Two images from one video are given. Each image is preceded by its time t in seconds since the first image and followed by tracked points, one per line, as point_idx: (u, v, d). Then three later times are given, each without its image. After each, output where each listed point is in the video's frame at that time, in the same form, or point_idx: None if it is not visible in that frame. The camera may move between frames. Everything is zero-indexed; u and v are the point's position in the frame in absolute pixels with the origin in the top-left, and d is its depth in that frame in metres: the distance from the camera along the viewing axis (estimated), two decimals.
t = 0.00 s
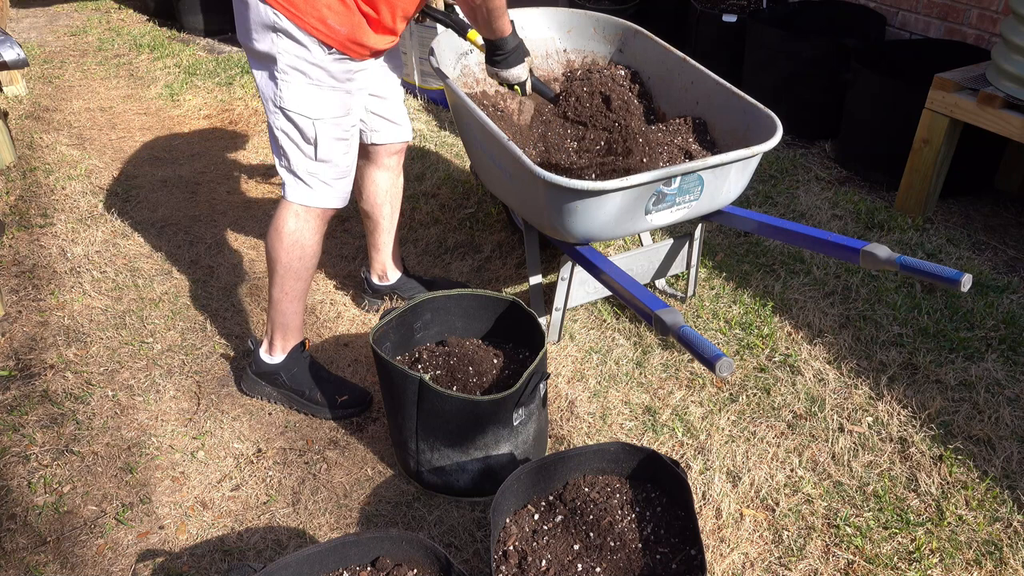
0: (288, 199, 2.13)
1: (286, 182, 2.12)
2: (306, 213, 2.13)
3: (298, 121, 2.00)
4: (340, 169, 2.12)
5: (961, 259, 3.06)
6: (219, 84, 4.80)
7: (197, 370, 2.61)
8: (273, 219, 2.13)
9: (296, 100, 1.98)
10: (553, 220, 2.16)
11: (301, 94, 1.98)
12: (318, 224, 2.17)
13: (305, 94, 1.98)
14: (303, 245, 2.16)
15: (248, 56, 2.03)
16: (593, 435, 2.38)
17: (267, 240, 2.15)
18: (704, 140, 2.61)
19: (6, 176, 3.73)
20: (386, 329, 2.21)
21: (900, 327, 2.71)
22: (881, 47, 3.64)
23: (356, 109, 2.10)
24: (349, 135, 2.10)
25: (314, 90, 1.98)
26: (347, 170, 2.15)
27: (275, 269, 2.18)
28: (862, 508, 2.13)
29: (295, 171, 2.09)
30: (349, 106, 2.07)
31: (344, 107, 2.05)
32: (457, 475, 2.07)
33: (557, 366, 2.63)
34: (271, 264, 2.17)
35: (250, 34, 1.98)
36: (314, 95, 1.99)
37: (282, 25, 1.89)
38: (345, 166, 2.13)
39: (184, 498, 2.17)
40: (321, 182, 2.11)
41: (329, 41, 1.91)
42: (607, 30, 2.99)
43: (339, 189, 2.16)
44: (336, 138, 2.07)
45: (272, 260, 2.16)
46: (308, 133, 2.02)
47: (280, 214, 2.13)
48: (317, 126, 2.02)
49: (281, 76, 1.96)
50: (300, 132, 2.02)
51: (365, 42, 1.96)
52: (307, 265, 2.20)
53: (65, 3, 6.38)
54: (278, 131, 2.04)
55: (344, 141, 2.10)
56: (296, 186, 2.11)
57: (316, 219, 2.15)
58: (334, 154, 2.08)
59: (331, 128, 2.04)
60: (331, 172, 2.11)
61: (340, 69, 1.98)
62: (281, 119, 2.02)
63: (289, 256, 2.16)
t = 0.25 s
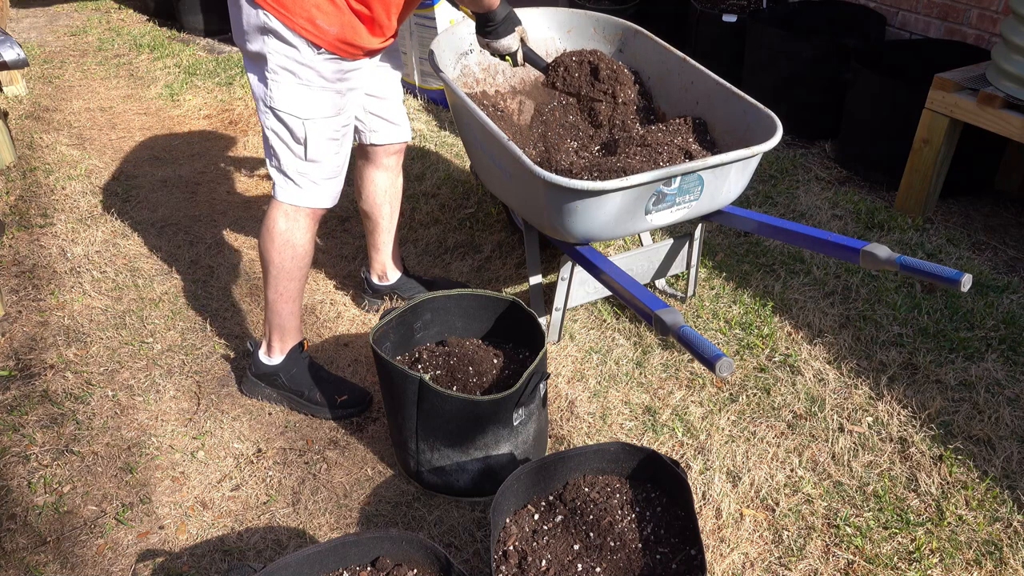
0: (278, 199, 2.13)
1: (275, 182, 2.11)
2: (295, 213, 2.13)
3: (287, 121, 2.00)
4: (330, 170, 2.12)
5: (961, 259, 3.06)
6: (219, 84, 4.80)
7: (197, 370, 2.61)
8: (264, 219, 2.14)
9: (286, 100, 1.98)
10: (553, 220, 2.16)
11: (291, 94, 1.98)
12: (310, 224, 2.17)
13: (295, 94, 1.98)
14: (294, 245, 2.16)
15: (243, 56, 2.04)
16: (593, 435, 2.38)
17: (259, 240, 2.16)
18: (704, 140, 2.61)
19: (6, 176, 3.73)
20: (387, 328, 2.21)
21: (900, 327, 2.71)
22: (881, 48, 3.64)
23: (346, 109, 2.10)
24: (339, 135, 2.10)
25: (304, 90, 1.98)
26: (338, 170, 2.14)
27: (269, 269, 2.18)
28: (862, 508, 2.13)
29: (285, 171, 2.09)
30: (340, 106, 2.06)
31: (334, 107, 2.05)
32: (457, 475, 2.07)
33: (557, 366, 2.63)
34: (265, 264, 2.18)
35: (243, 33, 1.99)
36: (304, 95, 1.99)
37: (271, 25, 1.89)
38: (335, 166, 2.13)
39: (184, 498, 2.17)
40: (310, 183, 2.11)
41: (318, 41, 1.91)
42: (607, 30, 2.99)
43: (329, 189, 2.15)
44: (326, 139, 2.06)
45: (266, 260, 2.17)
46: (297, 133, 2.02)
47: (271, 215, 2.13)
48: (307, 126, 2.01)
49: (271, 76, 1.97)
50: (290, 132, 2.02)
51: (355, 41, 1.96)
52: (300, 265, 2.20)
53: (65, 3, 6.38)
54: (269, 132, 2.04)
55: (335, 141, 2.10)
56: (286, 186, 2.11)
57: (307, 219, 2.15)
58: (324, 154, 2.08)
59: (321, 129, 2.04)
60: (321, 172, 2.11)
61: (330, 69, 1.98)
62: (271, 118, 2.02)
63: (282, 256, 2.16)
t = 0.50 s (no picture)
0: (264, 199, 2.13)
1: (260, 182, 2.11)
2: (283, 213, 2.12)
3: (269, 121, 2.00)
4: (315, 170, 2.11)
5: (961, 259, 3.06)
6: (219, 84, 4.80)
7: (197, 370, 2.61)
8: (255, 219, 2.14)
9: (267, 100, 1.98)
10: (553, 220, 2.16)
11: (272, 94, 1.97)
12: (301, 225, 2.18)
13: (276, 94, 1.97)
14: (285, 245, 2.16)
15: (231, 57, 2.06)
16: (593, 435, 2.38)
17: (250, 240, 2.16)
18: (704, 140, 2.60)
19: (6, 176, 3.73)
20: (387, 328, 2.21)
21: (900, 327, 2.71)
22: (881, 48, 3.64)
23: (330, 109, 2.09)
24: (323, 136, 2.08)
25: (284, 90, 1.97)
26: (323, 170, 2.13)
27: (262, 270, 2.18)
28: (862, 508, 2.13)
29: (269, 171, 2.08)
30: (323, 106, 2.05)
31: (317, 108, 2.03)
32: (457, 475, 2.07)
33: (557, 366, 2.63)
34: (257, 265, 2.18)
35: (228, 34, 2.01)
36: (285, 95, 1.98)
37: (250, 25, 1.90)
38: (320, 166, 2.11)
39: (184, 498, 2.17)
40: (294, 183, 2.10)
41: (295, 40, 1.91)
42: (607, 30, 2.99)
43: (315, 190, 2.14)
44: (309, 139, 2.05)
45: (258, 261, 2.17)
46: (279, 133, 2.01)
47: (261, 215, 2.13)
48: (288, 126, 2.01)
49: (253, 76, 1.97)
50: (273, 132, 2.02)
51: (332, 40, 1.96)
52: (291, 264, 2.20)
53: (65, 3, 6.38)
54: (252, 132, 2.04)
55: (319, 141, 2.08)
56: (271, 187, 2.10)
57: (297, 218, 2.15)
58: (306, 155, 2.06)
59: (303, 128, 2.03)
60: (306, 173, 2.09)
61: (310, 68, 1.97)
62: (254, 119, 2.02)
63: (273, 256, 2.16)
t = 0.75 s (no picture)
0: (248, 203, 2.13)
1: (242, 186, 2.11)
2: (275, 219, 2.12)
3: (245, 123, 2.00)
4: (293, 175, 2.08)
5: (961, 259, 3.06)
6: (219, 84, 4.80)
7: (197, 370, 2.61)
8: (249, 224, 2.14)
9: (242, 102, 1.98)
10: (553, 220, 2.16)
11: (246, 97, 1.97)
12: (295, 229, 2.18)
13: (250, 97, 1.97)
14: (280, 249, 2.16)
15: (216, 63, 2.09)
16: (593, 435, 2.38)
17: (245, 244, 2.16)
18: (704, 140, 2.60)
19: (6, 176, 3.73)
20: (387, 328, 2.21)
21: (900, 327, 2.71)
22: (881, 48, 3.64)
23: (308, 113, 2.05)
24: (301, 138, 2.06)
25: (257, 92, 1.96)
26: (303, 175, 2.10)
27: (257, 275, 2.18)
28: (862, 508, 2.13)
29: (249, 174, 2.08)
30: (298, 109, 2.02)
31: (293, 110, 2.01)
32: (457, 475, 2.07)
33: (557, 366, 2.63)
34: (253, 269, 2.18)
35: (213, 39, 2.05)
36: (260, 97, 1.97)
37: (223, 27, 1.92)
38: (299, 170, 2.08)
39: (184, 498, 2.17)
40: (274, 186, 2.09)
41: (264, 40, 1.89)
42: (607, 30, 2.99)
43: (295, 195, 2.11)
44: (286, 141, 2.03)
45: (253, 266, 2.17)
46: (255, 135, 2.00)
47: (254, 220, 2.13)
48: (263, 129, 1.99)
49: (230, 78, 1.98)
50: (249, 135, 2.02)
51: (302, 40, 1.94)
52: (287, 268, 2.20)
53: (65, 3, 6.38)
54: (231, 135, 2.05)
55: (296, 145, 2.05)
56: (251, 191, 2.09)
57: (291, 222, 2.16)
58: (282, 158, 2.04)
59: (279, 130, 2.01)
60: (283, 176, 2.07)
61: (283, 70, 1.95)
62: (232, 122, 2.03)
63: (268, 261, 2.16)
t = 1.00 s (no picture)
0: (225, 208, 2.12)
1: (218, 191, 2.09)
2: (267, 226, 2.13)
3: (219, 127, 1.99)
4: (269, 179, 2.05)
5: (961, 259, 3.06)
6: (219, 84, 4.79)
7: (197, 370, 2.61)
8: (241, 232, 2.14)
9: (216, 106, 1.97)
10: (553, 220, 2.16)
11: (219, 100, 1.96)
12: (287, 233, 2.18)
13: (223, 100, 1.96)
14: (273, 256, 2.17)
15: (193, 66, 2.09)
16: (593, 435, 2.38)
17: (238, 252, 2.16)
18: (704, 140, 2.61)
19: (6, 176, 3.73)
20: (387, 328, 2.21)
21: (900, 327, 2.71)
22: (881, 48, 3.64)
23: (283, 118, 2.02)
24: (277, 143, 2.03)
25: (229, 95, 1.95)
26: (281, 180, 2.07)
27: (252, 282, 2.19)
28: (862, 508, 2.13)
29: (225, 179, 2.07)
30: (272, 114, 1.99)
31: (267, 115, 1.98)
32: (457, 475, 2.07)
33: (557, 366, 2.63)
34: (247, 275, 2.18)
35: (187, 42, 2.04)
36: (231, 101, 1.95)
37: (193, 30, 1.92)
38: (276, 175, 2.05)
39: (184, 498, 2.17)
40: (250, 191, 2.07)
41: (232, 43, 1.87)
42: (607, 30, 2.99)
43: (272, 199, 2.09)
44: (261, 145, 2.01)
45: (247, 274, 2.18)
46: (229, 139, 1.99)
47: (245, 228, 2.13)
48: (237, 133, 1.98)
49: (203, 82, 1.97)
50: (224, 138, 2.01)
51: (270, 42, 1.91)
52: (281, 274, 2.21)
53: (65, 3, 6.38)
54: (208, 139, 2.05)
55: (271, 149, 2.02)
56: (229, 194, 2.09)
57: (283, 229, 2.16)
58: (257, 162, 2.02)
59: (252, 134, 1.99)
60: (259, 180, 2.06)
61: (254, 74, 1.93)
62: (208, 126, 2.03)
63: (262, 268, 2.17)
